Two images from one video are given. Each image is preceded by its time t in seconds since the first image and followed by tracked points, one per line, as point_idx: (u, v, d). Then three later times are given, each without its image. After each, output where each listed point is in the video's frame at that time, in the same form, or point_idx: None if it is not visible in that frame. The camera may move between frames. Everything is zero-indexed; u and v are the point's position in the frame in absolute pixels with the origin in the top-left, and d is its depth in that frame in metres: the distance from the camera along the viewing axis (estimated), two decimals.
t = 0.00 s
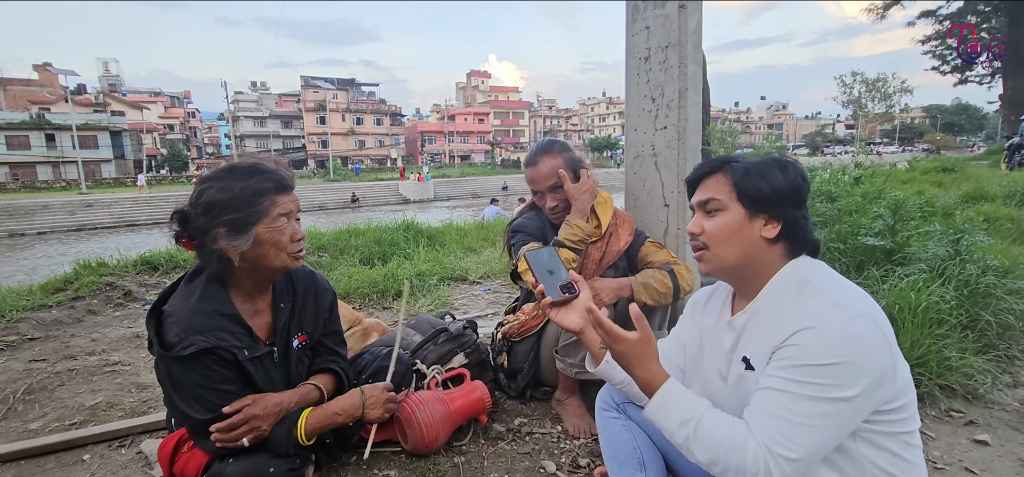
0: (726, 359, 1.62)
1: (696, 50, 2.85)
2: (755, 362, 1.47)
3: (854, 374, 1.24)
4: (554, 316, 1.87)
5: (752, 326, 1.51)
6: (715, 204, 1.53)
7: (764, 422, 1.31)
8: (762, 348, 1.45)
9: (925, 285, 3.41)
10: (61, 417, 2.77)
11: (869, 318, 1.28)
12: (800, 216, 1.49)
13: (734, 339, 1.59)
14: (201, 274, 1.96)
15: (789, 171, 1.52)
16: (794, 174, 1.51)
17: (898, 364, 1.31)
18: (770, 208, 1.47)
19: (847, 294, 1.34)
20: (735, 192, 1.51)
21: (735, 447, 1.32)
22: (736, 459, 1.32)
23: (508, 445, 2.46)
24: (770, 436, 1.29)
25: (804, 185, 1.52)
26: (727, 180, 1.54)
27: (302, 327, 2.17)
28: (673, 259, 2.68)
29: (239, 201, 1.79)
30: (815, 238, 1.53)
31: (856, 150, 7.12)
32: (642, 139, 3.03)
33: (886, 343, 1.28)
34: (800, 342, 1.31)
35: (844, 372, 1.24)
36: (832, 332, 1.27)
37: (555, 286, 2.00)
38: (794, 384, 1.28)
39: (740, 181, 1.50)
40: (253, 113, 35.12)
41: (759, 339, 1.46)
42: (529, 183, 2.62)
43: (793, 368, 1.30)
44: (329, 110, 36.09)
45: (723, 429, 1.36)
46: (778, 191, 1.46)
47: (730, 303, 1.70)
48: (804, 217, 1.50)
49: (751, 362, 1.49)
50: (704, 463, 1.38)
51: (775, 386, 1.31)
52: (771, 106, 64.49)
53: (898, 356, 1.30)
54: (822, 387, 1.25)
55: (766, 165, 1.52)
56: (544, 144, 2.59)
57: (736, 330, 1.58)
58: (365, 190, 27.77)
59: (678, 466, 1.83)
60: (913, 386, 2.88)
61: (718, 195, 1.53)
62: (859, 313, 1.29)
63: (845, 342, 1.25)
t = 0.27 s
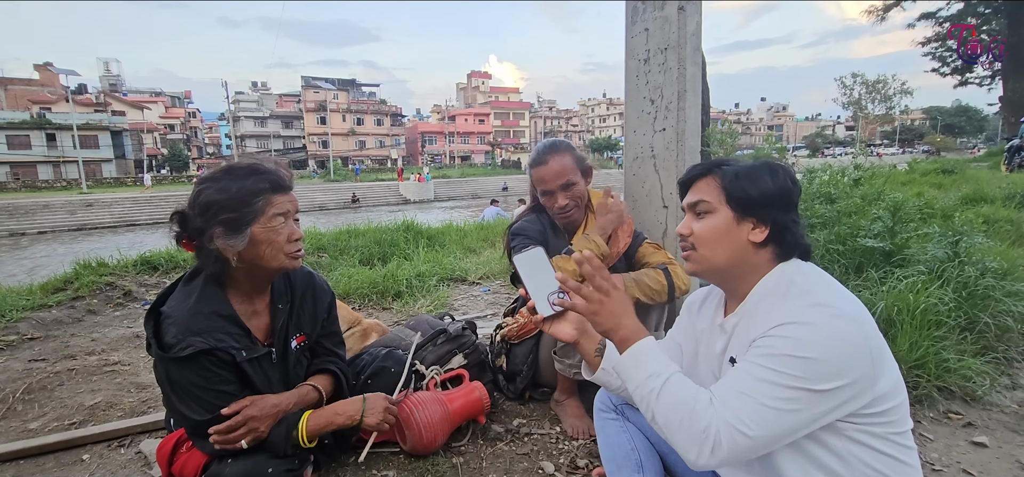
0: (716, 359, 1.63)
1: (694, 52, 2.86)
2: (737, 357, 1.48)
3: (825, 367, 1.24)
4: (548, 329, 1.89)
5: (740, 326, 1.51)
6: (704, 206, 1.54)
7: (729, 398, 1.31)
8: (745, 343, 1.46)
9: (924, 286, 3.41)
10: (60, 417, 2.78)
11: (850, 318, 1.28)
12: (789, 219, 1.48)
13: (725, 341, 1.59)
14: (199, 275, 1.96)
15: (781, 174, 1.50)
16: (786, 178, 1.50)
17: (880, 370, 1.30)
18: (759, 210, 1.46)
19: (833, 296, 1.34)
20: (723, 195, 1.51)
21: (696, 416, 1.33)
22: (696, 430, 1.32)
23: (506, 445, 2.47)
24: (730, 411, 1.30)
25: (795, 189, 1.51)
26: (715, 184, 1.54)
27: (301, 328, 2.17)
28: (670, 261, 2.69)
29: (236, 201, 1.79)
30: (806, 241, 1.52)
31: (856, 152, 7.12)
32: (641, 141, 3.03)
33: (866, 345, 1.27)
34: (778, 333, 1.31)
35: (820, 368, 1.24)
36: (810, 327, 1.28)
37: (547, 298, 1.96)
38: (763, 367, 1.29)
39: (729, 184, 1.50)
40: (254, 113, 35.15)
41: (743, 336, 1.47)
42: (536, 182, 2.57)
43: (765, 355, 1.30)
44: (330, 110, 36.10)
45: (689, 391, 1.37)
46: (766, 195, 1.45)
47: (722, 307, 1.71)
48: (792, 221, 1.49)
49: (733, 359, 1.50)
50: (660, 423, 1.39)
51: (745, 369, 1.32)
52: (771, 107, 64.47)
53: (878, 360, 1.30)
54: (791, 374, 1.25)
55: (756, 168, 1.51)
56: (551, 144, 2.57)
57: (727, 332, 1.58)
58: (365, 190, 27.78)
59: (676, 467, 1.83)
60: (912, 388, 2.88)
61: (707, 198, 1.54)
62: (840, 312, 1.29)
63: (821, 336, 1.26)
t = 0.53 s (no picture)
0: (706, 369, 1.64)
1: (694, 53, 2.87)
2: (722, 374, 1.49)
3: (801, 389, 1.25)
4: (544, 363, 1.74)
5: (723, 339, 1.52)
6: (682, 215, 1.54)
7: (715, 432, 1.33)
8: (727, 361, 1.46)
9: (923, 287, 3.41)
10: (60, 416, 2.78)
11: (823, 332, 1.27)
12: (768, 228, 1.47)
13: (709, 346, 1.60)
14: (200, 274, 1.97)
15: (759, 180, 1.47)
16: (763, 184, 1.47)
17: (861, 376, 1.29)
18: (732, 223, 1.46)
19: (806, 307, 1.32)
20: (700, 205, 1.50)
21: (688, 461, 1.36)
22: (690, 472, 1.35)
23: (505, 445, 2.47)
24: (717, 447, 1.32)
25: (776, 194, 1.48)
26: (692, 193, 1.54)
27: (301, 327, 2.18)
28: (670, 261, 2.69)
29: (237, 200, 1.80)
30: (789, 246, 1.50)
31: (856, 153, 7.12)
32: (640, 141, 3.03)
33: (843, 357, 1.26)
34: (752, 358, 1.31)
35: (795, 390, 1.25)
36: (783, 350, 1.27)
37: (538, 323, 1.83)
38: (742, 397, 1.30)
39: (704, 194, 1.49)
40: (254, 113, 35.17)
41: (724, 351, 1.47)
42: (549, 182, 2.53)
43: (743, 384, 1.31)
44: (330, 110, 36.10)
45: (679, 437, 1.40)
46: (741, 205, 1.44)
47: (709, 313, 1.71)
48: (772, 228, 1.47)
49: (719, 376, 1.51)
50: (657, 468, 1.43)
51: (726, 400, 1.33)
52: (771, 108, 64.50)
53: (859, 368, 1.28)
54: (770, 403, 1.26)
55: (732, 175, 1.49)
56: (567, 144, 2.54)
57: (711, 339, 1.59)
58: (365, 190, 27.78)
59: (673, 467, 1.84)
60: (911, 388, 2.88)
61: (684, 208, 1.54)
62: (813, 329, 1.27)
63: (794, 359, 1.25)
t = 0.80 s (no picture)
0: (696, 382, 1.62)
1: (695, 52, 2.86)
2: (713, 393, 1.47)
3: (792, 417, 1.23)
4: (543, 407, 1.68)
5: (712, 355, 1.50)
6: (660, 233, 1.48)
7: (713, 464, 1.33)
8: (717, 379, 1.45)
9: (922, 287, 3.41)
10: (58, 414, 2.78)
11: (808, 355, 1.24)
12: (749, 244, 1.41)
13: (698, 357, 1.56)
14: (199, 272, 1.96)
15: (737, 193, 1.40)
16: (742, 196, 1.40)
17: (851, 391, 1.27)
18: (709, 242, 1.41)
19: (793, 329, 1.29)
20: (678, 224, 1.44)
21: None
22: None
23: (505, 444, 2.46)
24: None
25: (757, 205, 1.41)
26: (670, 208, 1.47)
27: (300, 325, 2.17)
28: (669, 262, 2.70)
29: (236, 198, 1.79)
30: (775, 256, 1.44)
31: (855, 153, 7.12)
32: (641, 140, 3.02)
33: (830, 378, 1.24)
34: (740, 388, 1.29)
35: (785, 418, 1.24)
36: (769, 380, 1.25)
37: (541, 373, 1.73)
38: (735, 430, 1.29)
39: (683, 211, 1.43)
40: (253, 112, 35.15)
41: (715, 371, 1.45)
42: (560, 183, 2.50)
43: (734, 415, 1.30)
44: (329, 109, 36.07)
45: (679, 468, 1.41)
46: (719, 223, 1.38)
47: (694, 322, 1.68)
48: (755, 243, 1.41)
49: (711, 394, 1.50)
50: None
51: (720, 432, 1.32)
52: (770, 108, 64.52)
53: (848, 383, 1.26)
54: (763, 434, 1.26)
55: (710, 189, 1.42)
56: (579, 144, 2.52)
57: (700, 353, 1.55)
58: (364, 189, 27.77)
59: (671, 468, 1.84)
60: (911, 388, 2.88)
61: (662, 225, 1.48)
62: (798, 353, 1.24)
63: (783, 389, 1.23)
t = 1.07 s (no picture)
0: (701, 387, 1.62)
1: (694, 52, 2.85)
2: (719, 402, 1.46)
3: (802, 433, 1.22)
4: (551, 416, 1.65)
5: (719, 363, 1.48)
6: (669, 241, 1.46)
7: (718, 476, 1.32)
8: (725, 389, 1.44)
9: (921, 287, 3.41)
10: (56, 414, 2.77)
11: (820, 371, 1.22)
12: (761, 255, 1.37)
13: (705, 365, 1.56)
14: (197, 272, 1.96)
15: (751, 201, 1.35)
16: (756, 204, 1.36)
17: (861, 406, 1.25)
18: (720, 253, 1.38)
19: (805, 343, 1.27)
20: (689, 232, 1.41)
21: None
22: None
23: (504, 444, 2.46)
24: None
25: (771, 212, 1.37)
26: (681, 215, 1.44)
27: (299, 325, 2.17)
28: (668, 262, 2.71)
29: (234, 198, 1.79)
30: (789, 265, 1.41)
31: (854, 153, 7.11)
32: (640, 140, 3.02)
33: (842, 394, 1.22)
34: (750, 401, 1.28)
35: (795, 434, 1.23)
36: (780, 395, 1.23)
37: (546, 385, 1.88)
38: (742, 444, 1.28)
39: (694, 219, 1.40)
40: (252, 111, 35.12)
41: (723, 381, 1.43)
42: (575, 183, 2.49)
43: (742, 429, 1.29)
44: (328, 108, 36.04)
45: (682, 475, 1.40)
46: (732, 232, 1.35)
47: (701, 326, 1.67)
48: (769, 253, 1.38)
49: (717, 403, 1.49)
50: None
51: (727, 444, 1.31)
52: (769, 108, 64.55)
53: (859, 399, 1.25)
54: (771, 449, 1.25)
55: (723, 195, 1.38)
56: (590, 145, 2.52)
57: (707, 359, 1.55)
58: (363, 189, 27.75)
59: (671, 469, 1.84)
60: (909, 388, 2.88)
61: (672, 233, 1.44)
62: (810, 369, 1.23)
63: (793, 405, 1.22)
